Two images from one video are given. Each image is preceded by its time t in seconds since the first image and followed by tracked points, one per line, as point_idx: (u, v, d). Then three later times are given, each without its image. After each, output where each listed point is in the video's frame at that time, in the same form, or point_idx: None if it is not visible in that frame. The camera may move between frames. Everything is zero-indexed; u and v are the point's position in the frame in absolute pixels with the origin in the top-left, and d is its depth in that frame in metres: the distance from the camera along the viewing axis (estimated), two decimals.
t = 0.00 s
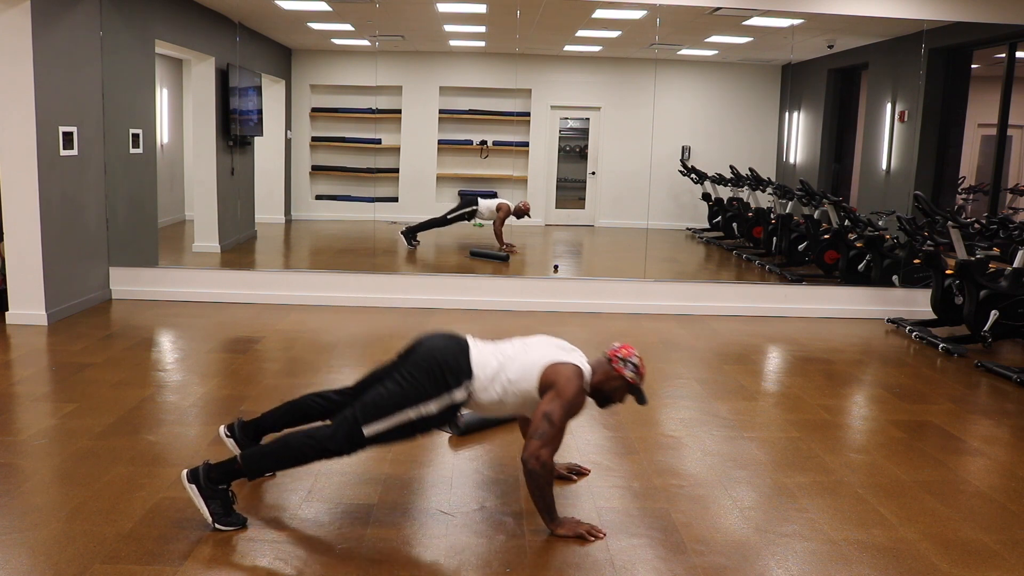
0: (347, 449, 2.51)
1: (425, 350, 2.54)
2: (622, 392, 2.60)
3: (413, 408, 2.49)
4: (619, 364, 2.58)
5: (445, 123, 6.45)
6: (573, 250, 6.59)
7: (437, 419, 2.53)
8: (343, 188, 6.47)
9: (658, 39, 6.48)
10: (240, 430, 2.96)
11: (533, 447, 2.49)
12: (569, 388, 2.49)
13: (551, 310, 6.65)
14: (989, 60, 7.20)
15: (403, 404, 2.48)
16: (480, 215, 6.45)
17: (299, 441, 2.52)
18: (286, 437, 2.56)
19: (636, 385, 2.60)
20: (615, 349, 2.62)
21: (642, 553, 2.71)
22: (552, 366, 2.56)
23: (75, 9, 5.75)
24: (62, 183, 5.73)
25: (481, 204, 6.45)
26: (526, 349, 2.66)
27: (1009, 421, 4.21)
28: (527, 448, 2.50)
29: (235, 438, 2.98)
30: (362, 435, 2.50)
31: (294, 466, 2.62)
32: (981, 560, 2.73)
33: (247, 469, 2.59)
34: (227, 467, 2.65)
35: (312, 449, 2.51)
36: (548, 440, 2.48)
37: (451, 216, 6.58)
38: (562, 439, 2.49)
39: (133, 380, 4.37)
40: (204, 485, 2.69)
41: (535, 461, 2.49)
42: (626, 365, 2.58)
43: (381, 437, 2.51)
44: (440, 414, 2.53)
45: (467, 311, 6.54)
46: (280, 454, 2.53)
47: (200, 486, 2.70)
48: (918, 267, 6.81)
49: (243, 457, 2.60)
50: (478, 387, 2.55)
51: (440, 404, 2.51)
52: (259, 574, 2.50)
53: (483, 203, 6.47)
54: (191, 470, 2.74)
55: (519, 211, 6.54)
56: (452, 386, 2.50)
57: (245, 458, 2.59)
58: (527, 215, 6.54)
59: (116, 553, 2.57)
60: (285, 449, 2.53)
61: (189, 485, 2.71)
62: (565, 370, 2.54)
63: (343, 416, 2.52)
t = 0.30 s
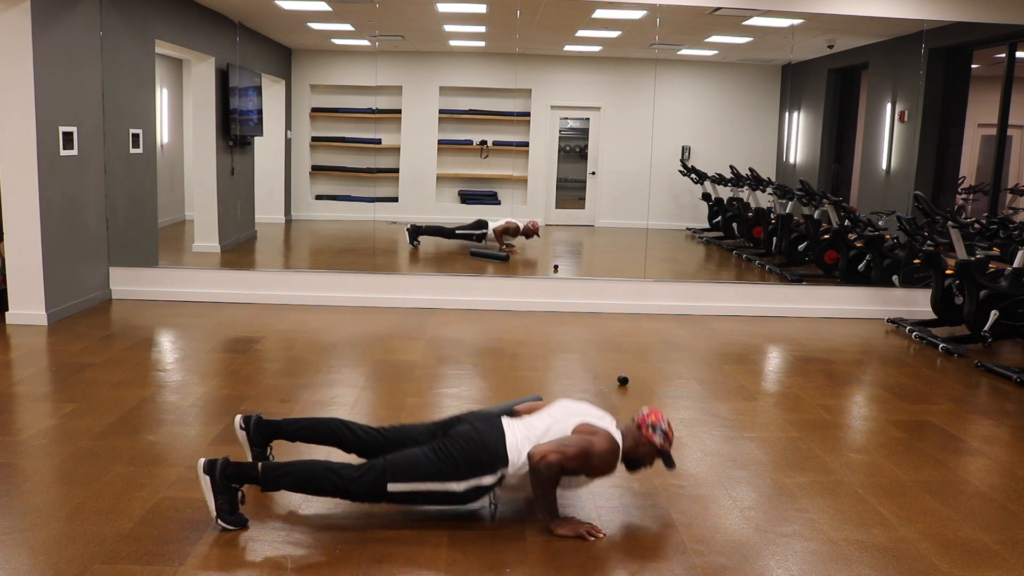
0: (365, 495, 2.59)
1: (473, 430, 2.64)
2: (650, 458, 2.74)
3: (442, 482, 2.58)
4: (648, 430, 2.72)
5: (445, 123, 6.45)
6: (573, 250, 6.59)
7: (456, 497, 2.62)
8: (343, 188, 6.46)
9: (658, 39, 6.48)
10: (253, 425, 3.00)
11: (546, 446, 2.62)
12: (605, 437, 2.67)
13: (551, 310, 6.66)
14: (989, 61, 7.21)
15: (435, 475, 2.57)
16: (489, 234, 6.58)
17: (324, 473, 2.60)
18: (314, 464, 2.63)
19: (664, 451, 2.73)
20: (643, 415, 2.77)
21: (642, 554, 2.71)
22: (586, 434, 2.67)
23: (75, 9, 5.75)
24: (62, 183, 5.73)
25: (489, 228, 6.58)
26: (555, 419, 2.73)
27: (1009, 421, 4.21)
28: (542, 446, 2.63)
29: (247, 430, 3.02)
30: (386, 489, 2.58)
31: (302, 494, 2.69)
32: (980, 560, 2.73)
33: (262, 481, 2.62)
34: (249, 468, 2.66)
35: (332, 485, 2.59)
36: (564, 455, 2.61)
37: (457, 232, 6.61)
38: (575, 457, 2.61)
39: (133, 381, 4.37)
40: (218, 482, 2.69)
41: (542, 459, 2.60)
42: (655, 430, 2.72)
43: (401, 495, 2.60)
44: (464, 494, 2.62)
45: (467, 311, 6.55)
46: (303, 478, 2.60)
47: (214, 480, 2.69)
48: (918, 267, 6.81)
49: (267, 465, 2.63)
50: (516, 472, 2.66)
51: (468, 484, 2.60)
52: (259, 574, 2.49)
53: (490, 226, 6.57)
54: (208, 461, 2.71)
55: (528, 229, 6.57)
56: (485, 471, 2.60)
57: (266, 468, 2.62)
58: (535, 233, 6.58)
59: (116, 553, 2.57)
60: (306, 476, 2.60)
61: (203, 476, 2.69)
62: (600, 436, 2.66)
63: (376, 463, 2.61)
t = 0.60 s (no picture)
0: (363, 487, 2.54)
1: (467, 416, 2.59)
2: (649, 446, 2.73)
3: (440, 467, 2.52)
4: (647, 419, 2.70)
5: (445, 123, 6.45)
6: (573, 250, 6.58)
7: (454, 484, 2.56)
8: (343, 188, 6.46)
9: (658, 39, 6.48)
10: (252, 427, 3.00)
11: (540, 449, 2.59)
12: (602, 429, 2.63)
13: (551, 310, 6.66)
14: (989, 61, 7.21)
15: (431, 463, 2.52)
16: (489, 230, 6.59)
17: (320, 467, 2.55)
18: (309, 459, 2.59)
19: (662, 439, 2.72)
20: (645, 403, 2.75)
21: (642, 554, 2.71)
22: (585, 425, 2.64)
23: (75, 9, 5.75)
24: (62, 183, 5.73)
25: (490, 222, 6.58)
26: (553, 409, 2.70)
27: (1009, 421, 4.21)
28: (539, 447, 2.59)
29: (245, 432, 3.02)
30: (383, 480, 2.53)
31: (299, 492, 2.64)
32: (980, 560, 2.73)
33: (259, 479, 2.59)
34: (245, 468, 2.65)
35: (328, 478, 2.54)
36: (561, 456, 2.58)
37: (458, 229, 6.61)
38: (573, 459, 2.58)
39: (133, 381, 4.37)
40: (214, 482, 2.68)
41: (540, 462, 2.57)
42: (654, 420, 2.70)
43: (399, 486, 2.54)
44: (462, 482, 2.56)
45: (467, 311, 6.55)
46: (298, 473, 2.56)
47: (211, 482, 2.69)
48: (918, 267, 6.81)
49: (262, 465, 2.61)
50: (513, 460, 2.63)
51: (465, 471, 2.54)
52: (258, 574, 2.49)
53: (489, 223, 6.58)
54: (204, 462, 2.72)
55: (528, 226, 6.57)
56: (481, 456, 2.54)
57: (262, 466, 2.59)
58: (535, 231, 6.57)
59: (116, 553, 2.57)
60: (302, 471, 2.56)
61: (200, 477, 2.70)
62: (599, 426, 2.64)
63: (372, 454, 2.55)
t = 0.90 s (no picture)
0: (344, 442, 2.51)
1: (414, 340, 2.52)
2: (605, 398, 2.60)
3: (408, 397, 2.48)
4: (620, 371, 2.56)
5: (445, 123, 6.45)
6: (573, 250, 6.58)
7: (432, 408, 2.53)
8: (343, 188, 6.46)
9: (658, 39, 6.48)
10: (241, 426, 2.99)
11: (546, 444, 2.51)
12: (573, 381, 2.50)
13: (551, 310, 6.66)
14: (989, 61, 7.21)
15: (400, 397, 2.48)
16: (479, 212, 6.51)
17: (293, 438, 2.51)
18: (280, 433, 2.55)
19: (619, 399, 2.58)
20: (625, 359, 2.61)
21: (642, 554, 2.71)
22: (553, 355, 2.55)
23: (75, 9, 5.75)
24: (62, 183, 5.73)
25: (480, 200, 6.49)
26: (525, 336, 2.63)
27: (1009, 421, 4.21)
28: (541, 442, 2.52)
29: (237, 436, 3.03)
30: (359, 428, 2.50)
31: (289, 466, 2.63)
32: (981, 560, 2.73)
33: (244, 470, 2.60)
34: (225, 467, 2.65)
35: (308, 446, 2.50)
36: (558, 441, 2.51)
37: (451, 214, 6.56)
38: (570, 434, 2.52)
39: (133, 380, 4.37)
40: (202, 485, 2.69)
41: (548, 458, 2.53)
42: (625, 376, 2.56)
43: (377, 428, 2.51)
44: (436, 404, 2.53)
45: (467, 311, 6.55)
46: (275, 450, 2.53)
47: (199, 488, 2.69)
48: (918, 267, 6.81)
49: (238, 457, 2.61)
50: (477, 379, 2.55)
51: (435, 392, 2.50)
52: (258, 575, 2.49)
53: (480, 200, 6.49)
54: (189, 472, 2.73)
55: (518, 212, 6.54)
56: (446, 374, 2.49)
57: (241, 459, 2.59)
58: (525, 217, 6.54)
59: (116, 553, 2.57)
60: (279, 449, 2.53)
61: (188, 486, 2.70)
62: (567, 360, 2.53)
63: (336, 409, 2.51)
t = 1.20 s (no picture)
0: (308, 416, 2.59)
1: (348, 303, 2.55)
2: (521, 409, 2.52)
3: (355, 360, 2.53)
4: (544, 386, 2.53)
5: (445, 123, 6.45)
6: (573, 250, 6.58)
7: (384, 364, 2.56)
8: (343, 188, 6.46)
9: (658, 39, 6.48)
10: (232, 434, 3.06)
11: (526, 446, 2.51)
12: (522, 380, 2.47)
13: (551, 310, 6.66)
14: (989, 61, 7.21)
15: (348, 361, 2.53)
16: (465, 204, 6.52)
17: (257, 426, 2.59)
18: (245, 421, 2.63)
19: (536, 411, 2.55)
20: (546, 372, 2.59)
21: (642, 553, 2.71)
22: (497, 350, 2.50)
23: (75, 9, 5.75)
24: (62, 183, 5.73)
25: (465, 185, 6.48)
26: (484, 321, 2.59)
27: (1009, 421, 4.21)
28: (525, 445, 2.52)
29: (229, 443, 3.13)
30: (319, 399, 2.56)
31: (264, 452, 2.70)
32: (981, 560, 2.73)
33: (224, 472, 2.65)
34: (203, 474, 2.67)
35: (273, 430, 2.59)
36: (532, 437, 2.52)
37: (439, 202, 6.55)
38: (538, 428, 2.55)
39: (133, 380, 4.37)
40: (190, 496, 2.68)
41: (535, 456, 2.56)
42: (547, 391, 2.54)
43: (336, 394, 2.57)
44: (388, 360, 2.56)
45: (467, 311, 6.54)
46: (244, 439, 2.60)
47: (187, 499, 2.68)
48: (918, 267, 6.81)
49: (215, 460, 2.65)
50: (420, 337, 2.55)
51: (381, 349, 2.53)
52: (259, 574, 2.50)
53: (466, 186, 6.48)
54: (172, 489, 2.72)
55: (493, 214, 6.51)
56: (389, 329, 2.50)
57: (216, 464, 2.64)
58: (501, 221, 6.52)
59: (116, 553, 2.57)
60: (244, 439, 2.60)
61: (175, 501, 2.68)
62: (512, 361, 2.49)
63: (294, 388, 2.58)
